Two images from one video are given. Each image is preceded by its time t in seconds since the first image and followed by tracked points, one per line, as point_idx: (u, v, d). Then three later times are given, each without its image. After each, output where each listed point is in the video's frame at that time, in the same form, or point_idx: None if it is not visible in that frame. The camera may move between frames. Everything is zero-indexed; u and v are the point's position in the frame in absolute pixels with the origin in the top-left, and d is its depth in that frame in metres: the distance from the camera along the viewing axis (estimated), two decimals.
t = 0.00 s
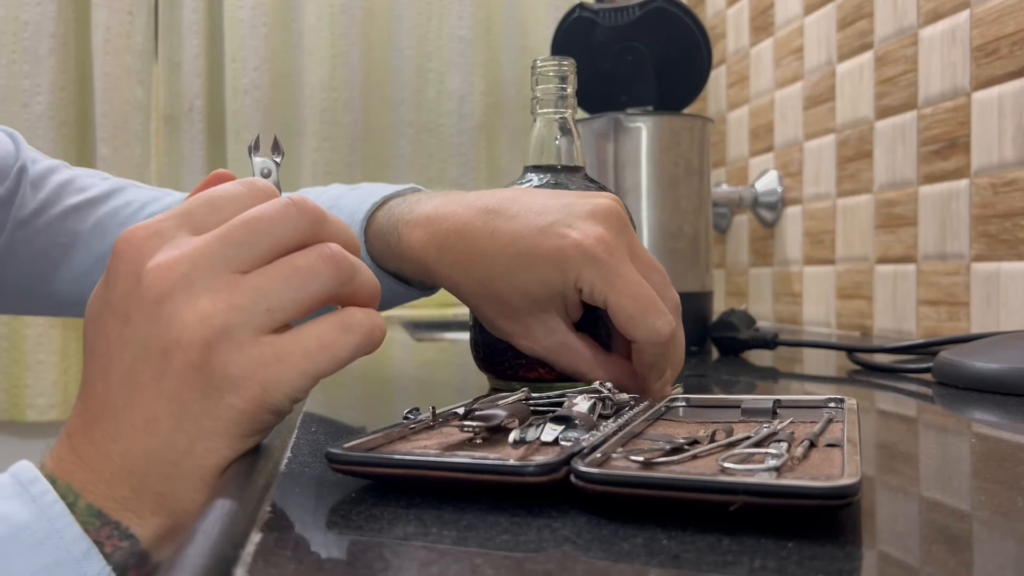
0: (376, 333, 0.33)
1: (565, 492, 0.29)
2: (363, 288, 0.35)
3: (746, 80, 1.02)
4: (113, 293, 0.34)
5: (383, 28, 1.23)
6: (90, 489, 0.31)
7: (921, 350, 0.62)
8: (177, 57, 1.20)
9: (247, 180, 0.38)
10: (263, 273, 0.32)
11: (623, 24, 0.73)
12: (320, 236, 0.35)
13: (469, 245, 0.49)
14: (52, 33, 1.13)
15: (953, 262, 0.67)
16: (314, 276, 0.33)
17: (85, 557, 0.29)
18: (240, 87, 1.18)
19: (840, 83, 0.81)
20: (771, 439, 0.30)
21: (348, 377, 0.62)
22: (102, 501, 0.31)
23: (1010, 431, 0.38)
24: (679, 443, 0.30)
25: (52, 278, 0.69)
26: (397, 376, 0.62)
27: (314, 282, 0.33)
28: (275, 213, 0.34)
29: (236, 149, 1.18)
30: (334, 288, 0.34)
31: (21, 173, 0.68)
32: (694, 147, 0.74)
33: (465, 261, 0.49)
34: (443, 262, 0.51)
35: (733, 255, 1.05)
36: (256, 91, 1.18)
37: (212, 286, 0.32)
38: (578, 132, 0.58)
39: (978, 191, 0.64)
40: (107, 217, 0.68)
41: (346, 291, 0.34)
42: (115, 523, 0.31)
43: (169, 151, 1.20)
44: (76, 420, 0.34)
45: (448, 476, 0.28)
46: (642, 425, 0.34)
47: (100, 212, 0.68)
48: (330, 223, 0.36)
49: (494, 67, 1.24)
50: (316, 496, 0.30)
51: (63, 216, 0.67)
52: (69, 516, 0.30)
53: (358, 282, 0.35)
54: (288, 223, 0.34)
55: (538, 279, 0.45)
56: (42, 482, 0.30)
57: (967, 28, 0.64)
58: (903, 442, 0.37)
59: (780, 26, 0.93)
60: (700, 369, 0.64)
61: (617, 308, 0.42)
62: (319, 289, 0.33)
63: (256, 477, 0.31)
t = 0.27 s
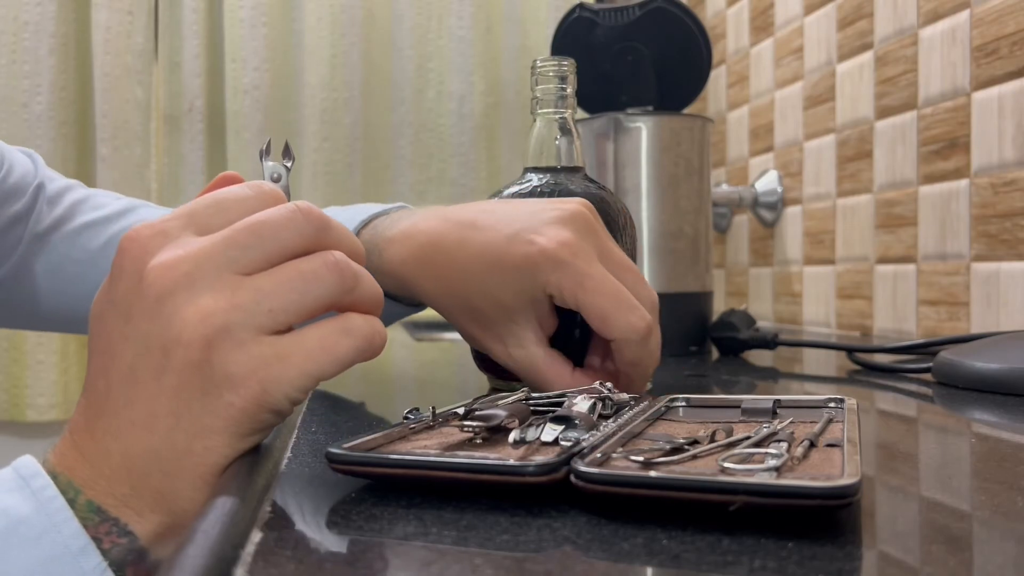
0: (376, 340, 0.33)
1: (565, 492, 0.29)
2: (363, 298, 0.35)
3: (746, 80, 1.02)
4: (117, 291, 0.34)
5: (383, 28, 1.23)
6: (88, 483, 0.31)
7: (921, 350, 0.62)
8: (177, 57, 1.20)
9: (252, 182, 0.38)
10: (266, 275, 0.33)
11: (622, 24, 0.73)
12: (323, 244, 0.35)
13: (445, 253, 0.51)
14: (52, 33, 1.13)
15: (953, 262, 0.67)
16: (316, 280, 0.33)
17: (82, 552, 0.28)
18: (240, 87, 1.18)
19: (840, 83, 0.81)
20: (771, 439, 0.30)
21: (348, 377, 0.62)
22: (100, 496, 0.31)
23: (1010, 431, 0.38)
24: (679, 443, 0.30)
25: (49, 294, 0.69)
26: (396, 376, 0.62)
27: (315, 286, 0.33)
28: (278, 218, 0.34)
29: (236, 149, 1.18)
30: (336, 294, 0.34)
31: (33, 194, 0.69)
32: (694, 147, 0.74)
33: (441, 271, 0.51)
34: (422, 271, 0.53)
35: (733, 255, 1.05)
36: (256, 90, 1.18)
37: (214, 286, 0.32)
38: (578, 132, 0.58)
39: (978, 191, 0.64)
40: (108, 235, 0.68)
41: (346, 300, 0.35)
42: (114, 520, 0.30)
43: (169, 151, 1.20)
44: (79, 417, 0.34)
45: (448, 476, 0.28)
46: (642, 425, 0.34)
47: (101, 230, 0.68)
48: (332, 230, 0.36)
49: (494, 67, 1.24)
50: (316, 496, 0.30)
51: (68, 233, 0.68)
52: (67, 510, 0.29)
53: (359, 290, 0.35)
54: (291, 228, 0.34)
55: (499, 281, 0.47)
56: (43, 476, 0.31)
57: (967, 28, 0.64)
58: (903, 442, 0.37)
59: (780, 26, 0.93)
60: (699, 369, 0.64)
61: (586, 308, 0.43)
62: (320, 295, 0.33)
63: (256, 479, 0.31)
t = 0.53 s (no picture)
0: (368, 339, 0.34)
1: (565, 492, 0.29)
2: (357, 294, 0.36)
3: (746, 81, 1.02)
4: (110, 296, 0.34)
5: (383, 27, 1.23)
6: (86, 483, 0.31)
7: (921, 350, 0.62)
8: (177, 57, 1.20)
9: (243, 184, 0.39)
10: (259, 277, 0.33)
11: (622, 24, 0.72)
12: (316, 244, 0.36)
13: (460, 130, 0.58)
14: (53, 33, 1.13)
15: (953, 262, 0.67)
16: (308, 279, 0.33)
17: (84, 554, 0.29)
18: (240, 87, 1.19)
19: (840, 84, 0.81)
20: (771, 439, 0.30)
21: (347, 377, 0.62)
22: (99, 496, 0.31)
23: (1010, 431, 0.38)
24: (679, 443, 0.30)
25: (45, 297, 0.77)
26: (396, 377, 0.62)
27: (308, 286, 0.33)
28: (271, 219, 0.34)
29: (236, 149, 1.18)
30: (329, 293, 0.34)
31: (50, 202, 0.80)
32: (694, 147, 0.74)
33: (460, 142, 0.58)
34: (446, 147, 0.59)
35: (733, 255, 1.05)
36: (256, 90, 1.18)
37: (207, 288, 0.33)
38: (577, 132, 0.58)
39: (978, 191, 0.64)
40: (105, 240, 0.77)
41: (339, 300, 0.35)
42: (115, 521, 0.30)
43: (169, 151, 1.19)
44: (77, 422, 0.34)
45: (447, 476, 0.28)
46: (642, 425, 0.34)
47: (103, 237, 0.77)
48: (325, 230, 0.36)
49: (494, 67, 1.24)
50: (316, 496, 0.30)
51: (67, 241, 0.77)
52: (70, 512, 0.30)
53: (352, 291, 0.35)
54: (284, 229, 0.34)
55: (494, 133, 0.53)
56: (47, 479, 0.31)
57: (967, 28, 0.64)
58: (902, 442, 0.37)
59: (780, 26, 0.93)
60: (699, 369, 0.64)
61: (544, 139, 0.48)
62: (312, 295, 0.33)
63: (256, 479, 0.31)
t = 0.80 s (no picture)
0: (367, 336, 0.34)
1: (565, 492, 0.29)
2: (356, 294, 0.35)
3: (746, 81, 1.02)
4: (109, 297, 0.34)
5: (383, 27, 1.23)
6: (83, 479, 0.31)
7: (921, 350, 0.62)
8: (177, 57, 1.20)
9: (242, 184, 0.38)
10: (256, 275, 0.33)
11: (622, 24, 0.72)
12: (315, 242, 0.35)
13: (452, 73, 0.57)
14: (53, 33, 1.13)
15: (953, 262, 0.67)
16: (304, 278, 0.33)
17: (84, 553, 0.28)
18: (240, 87, 1.19)
19: (839, 84, 0.81)
20: (771, 439, 0.30)
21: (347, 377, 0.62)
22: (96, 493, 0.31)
23: (1010, 431, 0.38)
24: (679, 443, 0.30)
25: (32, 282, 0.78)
26: (397, 377, 0.62)
27: (303, 284, 0.33)
28: (267, 217, 0.34)
29: (235, 149, 1.18)
30: (326, 290, 0.34)
31: (52, 193, 0.81)
32: (694, 146, 0.74)
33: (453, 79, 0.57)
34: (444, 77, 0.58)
35: (733, 256, 1.05)
36: (256, 90, 1.18)
37: (203, 288, 0.33)
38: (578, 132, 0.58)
39: (978, 191, 0.64)
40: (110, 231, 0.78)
41: (337, 297, 0.35)
42: (115, 520, 0.30)
43: (170, 151, 1.19)
44: (77, 422, 0.34)
45: (447, 476, 0.28)
46: (642, 425, 0.34)
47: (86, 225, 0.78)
48: (324, 230, 0.36)
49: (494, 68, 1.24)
50: (316, 496, 0.30)
51: (70, 234, 0.78)
52: (71, 510, 0.29)
53: (350, 290, 0.35)
54: (280, 227, 0.34)
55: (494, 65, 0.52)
56: (50, 476, 0.30)
57: (967, 29, 0.64)
58: (903, 442, 0.37)
59: (780, 26, 0.93)
60: (699, 369, 0.64)
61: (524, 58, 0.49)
62: (309, 293, 0.33)
63: (255, 478, 0.31)
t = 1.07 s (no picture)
0: (364, 326, 0.34)
1: (565, 492, 0.29)
2: (350, 286, 0.36)
3: (746, 81, 1.02)
4: (109, 300, 0.35)
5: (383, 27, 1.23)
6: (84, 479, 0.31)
7: (921, 351, 0.62)
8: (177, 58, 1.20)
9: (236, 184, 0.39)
10: (249, 271, 0.33)
11: (623, 24, 0.72)
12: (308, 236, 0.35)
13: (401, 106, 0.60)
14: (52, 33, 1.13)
15: (953, 262, 0.67)
16: (297, 270, 0.33)
17: (92, 552, 0.28)
18: (240, 87, 1.19)
19: (839, 84, 0.81)
20: (771, 439, 0.30)
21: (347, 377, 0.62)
22: (98, 493, 0.31)
23: (1010, 431, 0.38)
24: (679, 443, 0.30)
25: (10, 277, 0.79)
26: (397, 377, 0.62)
27: (297, 276, 0.33)
28: (260, 214, 0.34)
29: (235, 149, 1.18)
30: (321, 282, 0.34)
31: (63, 197, 0.81)
32: (694, 146, 0.74)
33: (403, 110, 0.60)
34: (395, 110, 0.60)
35: (733, 256, 1.05)
36: (256, 91, 1.18)
37: (198, 286, 0.33)
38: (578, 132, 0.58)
39: (978, 191, 0.64)
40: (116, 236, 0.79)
41: (333, 288, 0.35)
42: (118, 520, 0.30)
43: (169, 151, 1.19)
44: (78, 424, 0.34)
45: (447, 476, 0.28)
46: (642, 425, 0.34)
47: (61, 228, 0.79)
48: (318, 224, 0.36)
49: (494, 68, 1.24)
50: (317, 496, 0.30)
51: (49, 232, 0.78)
52: (80, 511, 0.29)
53: (345, 282, 0.35)
54: (273, 222, 0.34)
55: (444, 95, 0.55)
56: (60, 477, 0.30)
57: (967, 29, 0.64)
58: (902, 442, 0.37)
59: (780, 26, 0.93)
60: (699, 369, 0.64)
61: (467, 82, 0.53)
62: (302, 284, 0.33)
63: (256, 477, 0.31)
